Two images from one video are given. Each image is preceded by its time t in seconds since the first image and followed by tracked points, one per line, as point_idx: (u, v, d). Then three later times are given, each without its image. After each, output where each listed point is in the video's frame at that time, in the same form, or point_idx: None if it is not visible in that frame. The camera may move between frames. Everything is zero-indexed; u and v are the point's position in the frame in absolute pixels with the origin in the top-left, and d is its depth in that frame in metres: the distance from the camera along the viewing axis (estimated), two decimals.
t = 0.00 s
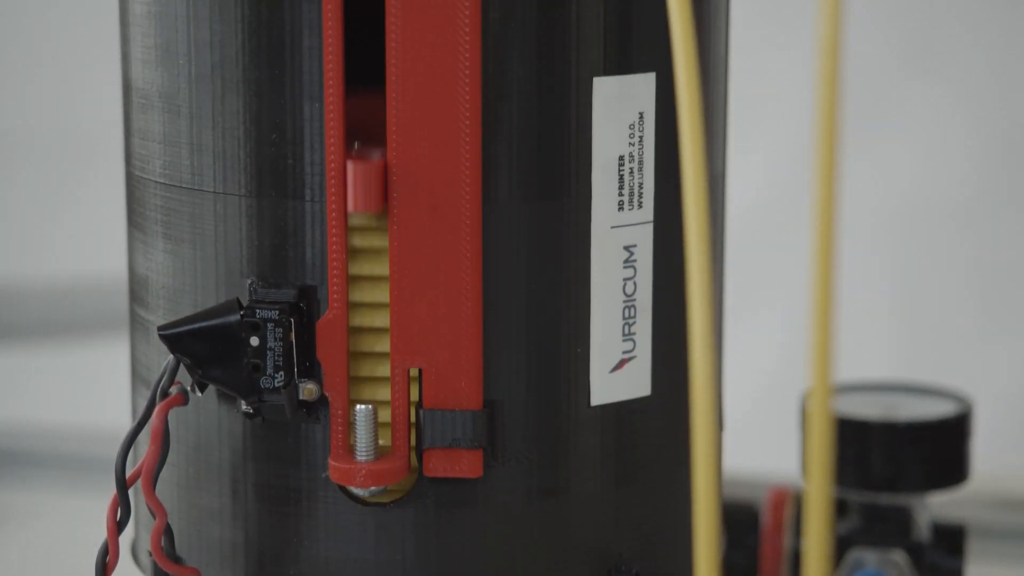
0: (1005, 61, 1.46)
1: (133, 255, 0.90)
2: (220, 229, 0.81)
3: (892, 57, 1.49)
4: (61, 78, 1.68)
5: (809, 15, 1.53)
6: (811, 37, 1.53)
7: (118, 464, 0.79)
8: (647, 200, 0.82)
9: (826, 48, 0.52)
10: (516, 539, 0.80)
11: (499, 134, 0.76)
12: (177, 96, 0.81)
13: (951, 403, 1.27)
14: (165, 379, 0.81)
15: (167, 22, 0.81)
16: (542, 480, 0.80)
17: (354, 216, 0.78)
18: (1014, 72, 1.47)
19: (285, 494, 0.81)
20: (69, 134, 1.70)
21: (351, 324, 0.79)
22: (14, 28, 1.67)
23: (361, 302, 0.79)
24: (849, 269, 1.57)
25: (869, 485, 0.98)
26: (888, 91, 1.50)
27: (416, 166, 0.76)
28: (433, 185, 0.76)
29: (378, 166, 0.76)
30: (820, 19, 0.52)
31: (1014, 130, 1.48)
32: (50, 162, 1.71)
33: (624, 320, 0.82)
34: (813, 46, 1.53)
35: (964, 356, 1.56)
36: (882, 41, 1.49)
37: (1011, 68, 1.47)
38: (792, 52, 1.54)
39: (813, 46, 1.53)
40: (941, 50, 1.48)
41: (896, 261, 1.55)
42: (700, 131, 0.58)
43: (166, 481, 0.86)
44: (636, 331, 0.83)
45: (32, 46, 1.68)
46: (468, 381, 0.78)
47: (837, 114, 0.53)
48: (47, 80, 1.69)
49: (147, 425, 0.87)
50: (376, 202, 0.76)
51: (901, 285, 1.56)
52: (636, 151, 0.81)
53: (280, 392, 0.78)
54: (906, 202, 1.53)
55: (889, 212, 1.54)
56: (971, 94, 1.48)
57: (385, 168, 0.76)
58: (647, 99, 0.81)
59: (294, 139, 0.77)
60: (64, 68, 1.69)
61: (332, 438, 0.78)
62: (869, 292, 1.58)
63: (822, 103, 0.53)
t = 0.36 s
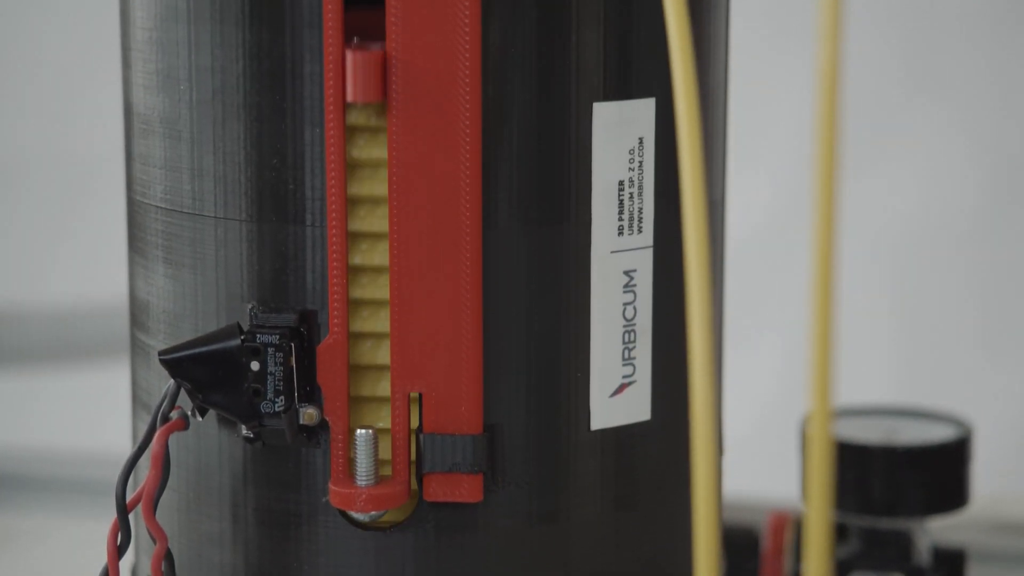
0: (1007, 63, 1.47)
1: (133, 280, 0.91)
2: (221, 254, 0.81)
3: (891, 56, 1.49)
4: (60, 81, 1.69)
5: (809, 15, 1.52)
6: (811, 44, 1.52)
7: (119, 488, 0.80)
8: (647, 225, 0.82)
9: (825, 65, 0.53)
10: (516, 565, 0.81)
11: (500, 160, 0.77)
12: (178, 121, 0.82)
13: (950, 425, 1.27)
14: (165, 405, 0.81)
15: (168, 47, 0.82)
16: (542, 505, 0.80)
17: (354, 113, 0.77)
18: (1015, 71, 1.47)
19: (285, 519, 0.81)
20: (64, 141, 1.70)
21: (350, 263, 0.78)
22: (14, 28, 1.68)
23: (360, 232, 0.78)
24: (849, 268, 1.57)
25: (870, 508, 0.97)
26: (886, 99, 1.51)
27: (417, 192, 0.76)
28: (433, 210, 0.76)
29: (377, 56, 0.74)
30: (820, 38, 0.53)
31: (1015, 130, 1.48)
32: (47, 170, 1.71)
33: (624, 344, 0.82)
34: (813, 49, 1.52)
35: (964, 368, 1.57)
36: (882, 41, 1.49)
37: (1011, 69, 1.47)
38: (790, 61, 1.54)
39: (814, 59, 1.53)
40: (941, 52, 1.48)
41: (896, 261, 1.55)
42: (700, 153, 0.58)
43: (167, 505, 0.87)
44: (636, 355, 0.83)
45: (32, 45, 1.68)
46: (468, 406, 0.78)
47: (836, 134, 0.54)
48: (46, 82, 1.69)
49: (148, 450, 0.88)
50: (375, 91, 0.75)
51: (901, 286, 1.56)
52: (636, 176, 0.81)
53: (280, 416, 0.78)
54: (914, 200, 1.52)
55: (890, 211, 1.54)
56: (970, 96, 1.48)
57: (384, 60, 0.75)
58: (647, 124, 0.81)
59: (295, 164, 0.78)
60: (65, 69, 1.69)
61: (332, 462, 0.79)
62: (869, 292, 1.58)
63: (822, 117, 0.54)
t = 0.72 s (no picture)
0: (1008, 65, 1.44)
1: (134, 303, 0.91)
2: (221, 278, 0.82)
3: (891, 56, 1.47)
4: (60, 84, 1.68)
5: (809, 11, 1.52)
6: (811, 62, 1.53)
7: (119, 511, 0.80)
8: (647, 248, 0.83)
9: (826, 90, 0.53)
10: None
11: (500, 183, 0.77)
12: (179, 145, 0.83)
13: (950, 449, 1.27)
14: (165, 429, 0.81)
15: (169, 72, 0.82)
16: (542, 529, 0.81)
17: (353, 24, 0.76)
18: (1015, 72, 1.44)
19: (285, 541, 0.81)
20: (61, 143, 1.69)
21: (350, 208, 0.77)
22: (14, 29, 1.66)
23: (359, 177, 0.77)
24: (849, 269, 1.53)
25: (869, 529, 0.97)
26: (887, 102, 1.47)
27: (417, 214, 0.76)
28: (433, 233, 0.76)
29: None
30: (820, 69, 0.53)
31: (1016, 136, 1.45)
32: (46, 179, 1.70)
33: (624, 367, 0.82)
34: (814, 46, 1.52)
35: (966, 380, 1.54)
36: (881, 41, 1.47)
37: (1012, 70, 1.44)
38: (793, 77, 1.55)
39: (814, 78, 1.54)
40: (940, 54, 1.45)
41: (895, 262, 1.52)
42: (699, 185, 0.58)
43: (167, 527, 0.87)
44: (636, 378, 0.83)
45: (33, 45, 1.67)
46: (468, 429, 0.78)
47: (835, 162, 0.54)
48: (46, 85, 1.68)
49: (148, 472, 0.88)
50: None
51: (901, 285, 1.52)
52: (635, 200, 0.82)
53: (281, 439, 0.78)
54: (915, 201, 1.49)
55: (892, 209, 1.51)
56: (970, 98, 1.45)
57: None
58: (647, 148, 0.82)
59: (296, 188, 0.78)
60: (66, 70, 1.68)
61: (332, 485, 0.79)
62: (869, 292, 1.54)
63: (822, 143, 0.54)
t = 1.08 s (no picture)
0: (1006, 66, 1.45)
1: (135, 325, 0.91)
2: (222, 300, 0.82)
3: (891, 56, 1.47)
4: (61, 84, 1.68)
5: (809, 11, 1.53)
6: (810, 69, 1.54)
7: (120, 533, 0.80)
8: (647, 270, 0.83)
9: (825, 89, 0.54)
10: None
11: (500, 206, 0.78)
12: (180, 168, 0.83)
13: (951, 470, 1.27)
14: (166, 451, 0.81)
15: (170, 94, 0.83)
16: (542, 550, 0.81)
17: None
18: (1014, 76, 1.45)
19: (285, 563, 0.81)
20: (61, 143, 1.69)
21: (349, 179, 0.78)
22: (16, 28, 1.68)
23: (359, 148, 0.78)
24: (849, 267, 1.52)
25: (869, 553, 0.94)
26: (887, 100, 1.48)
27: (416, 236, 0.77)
28: (433, 255, 0.77)
29: None
30: (820, 79, 0.53)
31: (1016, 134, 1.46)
32: (47, 193, 1.70)
33: (624, 389, 0.83)
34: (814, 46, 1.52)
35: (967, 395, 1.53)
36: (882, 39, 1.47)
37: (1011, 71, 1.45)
38: (792, 88, 1.55)
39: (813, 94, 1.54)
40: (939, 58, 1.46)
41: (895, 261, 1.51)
42: (699, 209, 0.59)
43: (167, 549, 0.87)
44: (636, 400, 0.83)
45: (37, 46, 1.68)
46: (468, 450, 0.78)
47: (834, 185, 0.54)
48: (46, 85, 1.69)
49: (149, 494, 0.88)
50: None
51: (900, 285, 1.51)
52: (635, 222, 0.82)
53: (283, 460, 0.78)
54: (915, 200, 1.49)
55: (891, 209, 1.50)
56: (970, 96, 1.46)
57: None
58: (647, 170, 0.82)
59: (296, 210, 0.79)
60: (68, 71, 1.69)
61: (333, 499, 0.79)
62: (870, 292, 1.53)
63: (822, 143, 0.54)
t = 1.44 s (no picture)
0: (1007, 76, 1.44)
1: (134, 345, 0.92)
2: (222, 322, 0.82)
3: (890, 64, 1.47)
4: (61, 86, 1.68)
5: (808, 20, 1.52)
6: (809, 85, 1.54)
7: (120, 554, 0.80)
8: (646, 292, 0.83)
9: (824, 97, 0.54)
10: None
11: (499, 227, 0.78)
12: (181, 190, 0.83)
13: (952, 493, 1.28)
14: (166, 473, 0.81)
15: (172, 116, 0.84)
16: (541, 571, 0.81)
17: None
18: (1014, 84, 1.44)
19: None
20: (61, 143, 1.69)
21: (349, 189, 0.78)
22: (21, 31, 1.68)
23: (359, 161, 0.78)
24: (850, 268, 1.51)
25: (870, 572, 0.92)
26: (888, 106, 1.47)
27: (416, 256, 0.77)
28: (432, 275, 0.77)
29: None
30: (819, 84, 0.54)
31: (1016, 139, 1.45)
32: (46, 206, 1.70)
33: (624, 411, 0.83)
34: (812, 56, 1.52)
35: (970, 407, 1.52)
36: (879, 47, 1.47)
37: (1012, 78, 1.44)
38: (791, 105, 1.55)
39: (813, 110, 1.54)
40: (938, 68, 1.45)
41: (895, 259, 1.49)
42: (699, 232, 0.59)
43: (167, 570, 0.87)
44: (636, 421, 0.84)
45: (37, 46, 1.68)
46: (468, 471, 0.78)
47: (834, 196, 0.55)
48: (47, 87, 1.68)
49: (149, 515, 0.88)
50: None
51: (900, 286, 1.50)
52: (635, 244, 0.82)
53: (283, 482, 0.78)
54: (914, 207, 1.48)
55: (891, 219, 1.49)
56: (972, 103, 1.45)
57: None
58: (646, 193, 0.83)
59: (297, 231, 0.79)
60: (68, 71, 1.68)
61: (333, 520, 0.79)
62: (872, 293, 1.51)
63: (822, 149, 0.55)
